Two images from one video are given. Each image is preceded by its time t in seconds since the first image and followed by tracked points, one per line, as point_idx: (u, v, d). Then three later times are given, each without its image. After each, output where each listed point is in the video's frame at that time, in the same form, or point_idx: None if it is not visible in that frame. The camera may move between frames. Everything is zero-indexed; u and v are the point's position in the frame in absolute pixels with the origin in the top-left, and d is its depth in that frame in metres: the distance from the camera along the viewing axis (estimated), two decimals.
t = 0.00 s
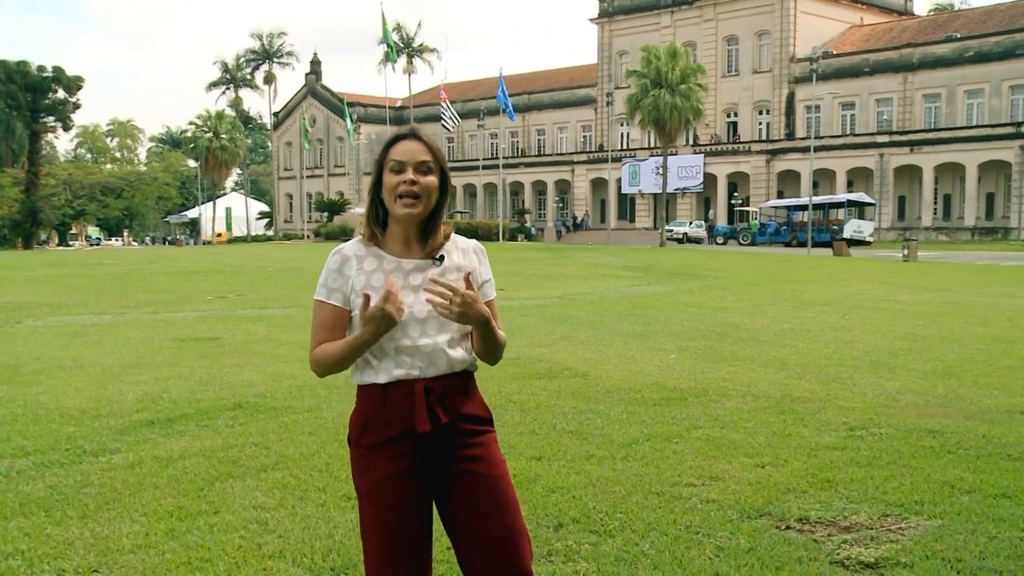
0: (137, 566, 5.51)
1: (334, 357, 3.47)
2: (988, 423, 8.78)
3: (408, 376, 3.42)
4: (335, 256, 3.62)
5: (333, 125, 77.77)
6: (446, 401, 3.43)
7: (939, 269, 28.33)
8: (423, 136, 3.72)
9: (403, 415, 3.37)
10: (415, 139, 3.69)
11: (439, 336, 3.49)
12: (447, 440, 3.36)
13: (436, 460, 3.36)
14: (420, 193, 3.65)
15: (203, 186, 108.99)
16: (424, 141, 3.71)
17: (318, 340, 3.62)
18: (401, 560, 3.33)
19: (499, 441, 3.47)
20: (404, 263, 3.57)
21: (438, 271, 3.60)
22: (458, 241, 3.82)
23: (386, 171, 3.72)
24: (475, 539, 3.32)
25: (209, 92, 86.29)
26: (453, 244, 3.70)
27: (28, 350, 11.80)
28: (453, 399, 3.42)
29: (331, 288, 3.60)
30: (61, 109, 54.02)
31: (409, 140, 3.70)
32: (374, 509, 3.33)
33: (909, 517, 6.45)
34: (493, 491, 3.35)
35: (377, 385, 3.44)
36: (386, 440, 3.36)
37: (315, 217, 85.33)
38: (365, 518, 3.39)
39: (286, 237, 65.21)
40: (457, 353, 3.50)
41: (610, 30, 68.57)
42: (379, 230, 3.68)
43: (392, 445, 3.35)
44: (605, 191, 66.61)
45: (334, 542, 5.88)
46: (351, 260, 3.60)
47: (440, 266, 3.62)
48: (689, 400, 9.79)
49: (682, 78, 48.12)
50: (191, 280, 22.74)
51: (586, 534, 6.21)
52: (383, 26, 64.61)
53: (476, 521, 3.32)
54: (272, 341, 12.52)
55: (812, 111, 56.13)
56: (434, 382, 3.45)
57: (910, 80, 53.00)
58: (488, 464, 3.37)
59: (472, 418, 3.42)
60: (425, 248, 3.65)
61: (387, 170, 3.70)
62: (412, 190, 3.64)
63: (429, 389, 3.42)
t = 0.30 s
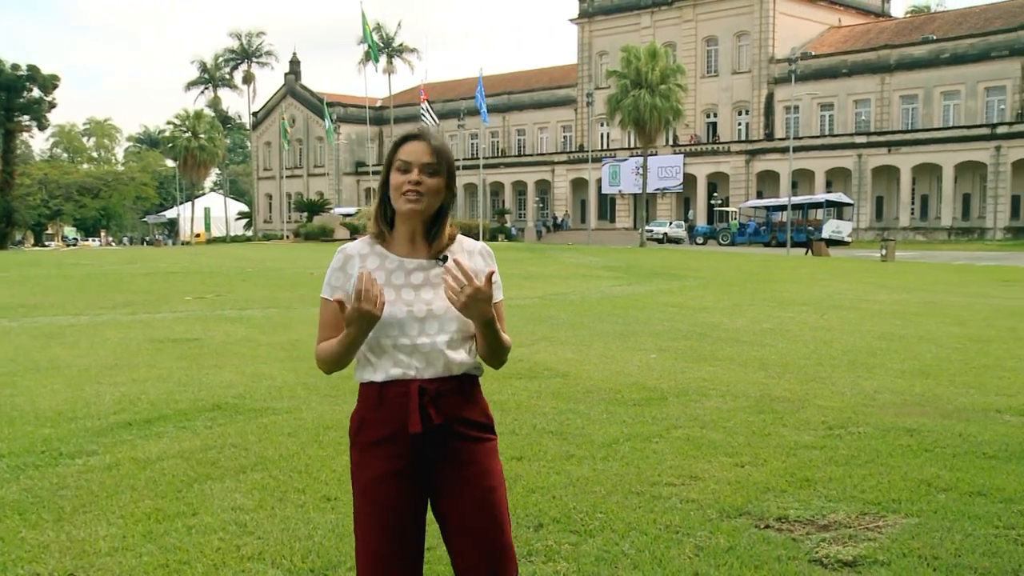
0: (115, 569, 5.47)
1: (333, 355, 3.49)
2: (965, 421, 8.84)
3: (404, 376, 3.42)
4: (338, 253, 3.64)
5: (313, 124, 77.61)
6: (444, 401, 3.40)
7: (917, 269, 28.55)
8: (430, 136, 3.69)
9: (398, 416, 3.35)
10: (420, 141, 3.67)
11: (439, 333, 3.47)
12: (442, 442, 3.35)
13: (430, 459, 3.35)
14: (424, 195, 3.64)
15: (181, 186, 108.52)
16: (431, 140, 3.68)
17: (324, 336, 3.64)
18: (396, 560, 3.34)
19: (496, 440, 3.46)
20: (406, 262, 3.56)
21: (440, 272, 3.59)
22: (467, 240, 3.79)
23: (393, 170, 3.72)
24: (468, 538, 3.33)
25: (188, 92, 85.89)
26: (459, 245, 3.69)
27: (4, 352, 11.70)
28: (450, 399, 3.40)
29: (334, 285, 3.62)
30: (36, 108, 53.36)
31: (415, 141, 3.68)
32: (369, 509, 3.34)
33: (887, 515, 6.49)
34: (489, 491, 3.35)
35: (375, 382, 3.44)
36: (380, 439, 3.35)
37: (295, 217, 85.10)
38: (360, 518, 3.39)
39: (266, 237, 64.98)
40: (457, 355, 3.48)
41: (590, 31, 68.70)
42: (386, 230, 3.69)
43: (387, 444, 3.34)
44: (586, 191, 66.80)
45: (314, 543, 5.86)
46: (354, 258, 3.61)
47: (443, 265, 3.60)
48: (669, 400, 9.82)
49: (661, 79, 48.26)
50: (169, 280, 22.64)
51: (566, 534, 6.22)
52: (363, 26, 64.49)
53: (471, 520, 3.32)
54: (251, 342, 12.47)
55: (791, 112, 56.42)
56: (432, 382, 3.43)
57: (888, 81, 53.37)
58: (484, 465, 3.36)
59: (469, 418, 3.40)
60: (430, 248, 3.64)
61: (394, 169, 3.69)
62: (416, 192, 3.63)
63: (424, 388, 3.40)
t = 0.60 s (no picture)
0: (90, 572, 5.43)
1: (353, 353, 3.50)
2: (941, 421, 8.91)
3: (420, 374, 3.43)
4: (360, 252, 3.66)
5: (292, 124, 77.30)
6: (460, 401, 3.41)
7: (895, 270, 28.75)
8: (454, 137, 3.68)
9: (414, 414, 3.36)
10: (442, 142, 3.66)
11: (457, 333, 3.47)
12: (456, 440, 3.36)
13: (442, 457, 3.37)
14: (445, 197, 3.65)
15: (159, 186, 107.89)
16: (455, 143, 3.68)
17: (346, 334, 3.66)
18: (410, 559, 3.36)
19: (511, 440, 3.48)
20: (425, 260, 3.57)
21: (460, 272, 3.58)
22: (491, 241, 3.77)
23: (416, 172, 3.73)
24: (481, 536, 3.35)
25: (166, 91, 85.44)
26: (483, 245, 3.68)
27: None
28: (469, 398, 3.40)
29: (357, 284, 3.64)
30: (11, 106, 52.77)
31: (437, 143, 3.68)
32: (383, 507, 3.35)
33: (864, 513, 6.54)
34: (503, 489, 3.37)
35: (393, 380, 3.46)
36: (394, 437, 3.37)
37: (274, 218, 84.78)
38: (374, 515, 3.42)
39: (244, 237, 64.67)
40: (475, 355, 3.47)
41: (569, 31, 68.77)
42: (409, 230, 3.70)
43: (402, 443, 3.36)
44: (566, 192, 66.91)
45: (293, 544, 5.83)
46: (375, 256, 3.63)
47: (464, 266, 3.60)
48: (649, 400, 9.83)
49: (641, 79, 48.40)
50: (147, 281, 22.54)
51: (545, 534, 6.23)
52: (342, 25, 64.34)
53: (484, 517, 3.35)
54: (230, 343, 12.41)
55: (770, 113, 56.69)
56: (448, 380, 3.43)
57: (866, 82, 53.70)
58: (498, 465, 3.38)
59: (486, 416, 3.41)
60: (452, 249, 3.63)
61: (417, 172, 3.71)
62: (437, 194, 3.64)
63: (439, 387, 3.40)
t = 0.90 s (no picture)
0: None
1: (371, 350, 3.54)
2: (917, 419, 8.98)
3: (437, 371, 3.46)
4: (382, 250, 3.67)
5: (270, 124, 76.95)
6: (476, 398, 3.43)
7: (871, 269, 28.96)
8: (479, 140, 3.69)
9: (432, 414, 3.40)
10: (469, 146, 3.67)
11: (476, 333, 3.51)
12: (469, 440, 3.39)
13: (454, 456, 3.40)
14: (469, 202, 3.66)
15: (135, 186, 107.08)
16: (481, 146, 3.69)
17: (367, 328, 3.70)
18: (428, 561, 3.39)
19: (524, 442, 3.53)
20: (446, 260, 3.59)
21: (481, 273, 3.61)
22: (511, 243, 3.80)
23: (442, 174, 3.74)
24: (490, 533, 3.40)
25: (142, 90, 84.82)
26: (504, 248, 3.70)
27: None
28: (483, 397, 3.43)
29: (377, 279, 3.65)
30: None
31: (463, 147, 3.70)
32: (393, 504, 3.37)
33: (841, 512, 6.58)
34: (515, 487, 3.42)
35: (409, 376, 3.49)
36: (410, 434, 3.41)
37: (252, 218, 84.37)
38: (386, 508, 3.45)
39: (221, 237, 64.26)
40: (490, 356, 3.50)
41: (549, 32, 68.77)
42: (432, 231, 3.71)
43: (419, 442, 3.39)
44: (545, 192, 66.92)
45: (270, 546, 5.81)
46: (397, 254, 3.65)
47: (485, 266, 3.62)
48: (627, 400, 9.86)
49: (619, 79, 48.46)
50: (123, 282, 22.40)
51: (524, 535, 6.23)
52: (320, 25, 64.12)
53: (491, 515, 3.40)
54: (207, 344, 12.35)
55: (748, 114, 56.92)
56: (464, 378, 3.47)
57: (842, 83, 54.05)
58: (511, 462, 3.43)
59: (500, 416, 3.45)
60: (475, 250, 3.65)
61: (442, 175, 3.72)
62: (462, 198, 3.65)
63: (455, 385, 3.44)
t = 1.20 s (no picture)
0: None
1: (370, 345, 3.57)
2: (896, 419, 9.03)
3: (435, 370, 3.51)
4: (386, 244, 3.71)
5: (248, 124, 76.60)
6: (472, 398, 3.51)
7: (849, 269, 29.16)
8: (490, 142, 3.74)
9: (433, 406, 3.44)
10: (480, 148, 3.72)
11: (476, 334, 3.57)
12: (466, 436, 3.45)
13: (450, 456, 3.45)
14: (478, 202, 3.70)
15: (112, 187, 106.22)
16: (492, 148, 3.74)
17: (365, 322, 3.73)
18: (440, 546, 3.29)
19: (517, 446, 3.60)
20: (451, 261, 3.64)
21: (484, 275, 3.67)
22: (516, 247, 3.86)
23: (453, 174, 3.79)
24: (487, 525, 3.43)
25: (118, 90, 84.18)
26: (511, 252, 3.76)
27: None
28: (479, 395, 3.51)
29: (380, 272, 3.69)
30: None
31: (475, 148, 3.74)
32: (394, 493, 3.34)
33: (819, 510, 6.61)
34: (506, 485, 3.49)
35: (406, 374, 3.53)
36: (411, 428, 3.43)
37: (231, 219, 83.91)
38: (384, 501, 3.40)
39: (200, 238, 63.88)
40: (489, 359, 3.57)
41: (528, 32, 68.70)
42: (439, 230, 3.77)
43: (420, 436, 3.42)
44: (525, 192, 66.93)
45: (249, 548, 5.79)
46: (401, 250, 3.69)
47: (489, 270, 3.68)
48: (607, 400, 9.88)
49: (599, 80, 48.56)
50: (99, 282, 22.24)
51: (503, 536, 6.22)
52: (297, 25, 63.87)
53: (482, 512, 3.45)
54: (186, 345, 12.28)
55: (727, 115, 57.11)
56: (462, 377, 3.52)
57: (821, 85, 54.38)
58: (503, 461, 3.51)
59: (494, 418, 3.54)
60: (480, 252, 3.71)
61: (452, 174, 3.77)
62: (470, 199, 3.70)
63: (452, 384, 3.49)
